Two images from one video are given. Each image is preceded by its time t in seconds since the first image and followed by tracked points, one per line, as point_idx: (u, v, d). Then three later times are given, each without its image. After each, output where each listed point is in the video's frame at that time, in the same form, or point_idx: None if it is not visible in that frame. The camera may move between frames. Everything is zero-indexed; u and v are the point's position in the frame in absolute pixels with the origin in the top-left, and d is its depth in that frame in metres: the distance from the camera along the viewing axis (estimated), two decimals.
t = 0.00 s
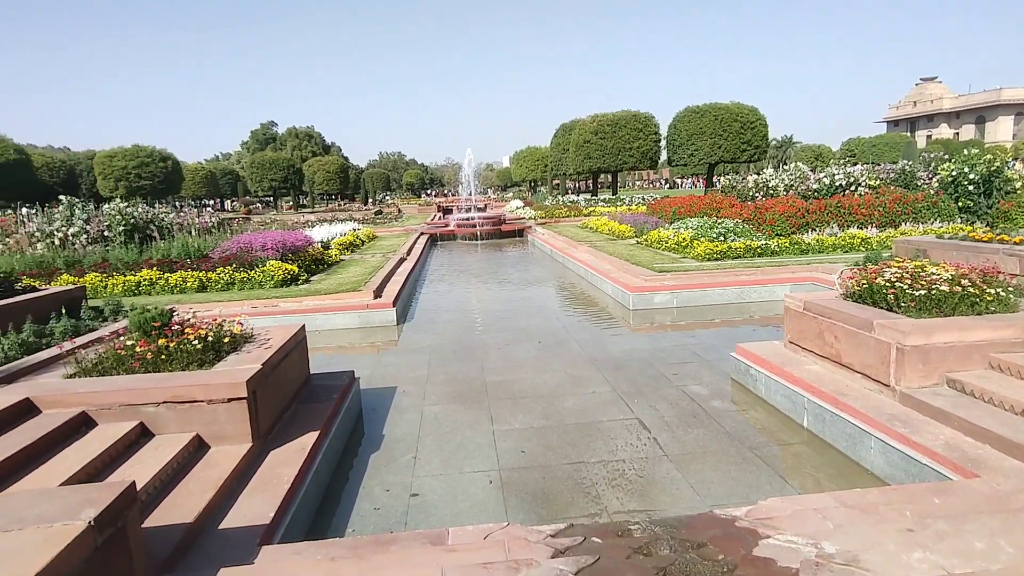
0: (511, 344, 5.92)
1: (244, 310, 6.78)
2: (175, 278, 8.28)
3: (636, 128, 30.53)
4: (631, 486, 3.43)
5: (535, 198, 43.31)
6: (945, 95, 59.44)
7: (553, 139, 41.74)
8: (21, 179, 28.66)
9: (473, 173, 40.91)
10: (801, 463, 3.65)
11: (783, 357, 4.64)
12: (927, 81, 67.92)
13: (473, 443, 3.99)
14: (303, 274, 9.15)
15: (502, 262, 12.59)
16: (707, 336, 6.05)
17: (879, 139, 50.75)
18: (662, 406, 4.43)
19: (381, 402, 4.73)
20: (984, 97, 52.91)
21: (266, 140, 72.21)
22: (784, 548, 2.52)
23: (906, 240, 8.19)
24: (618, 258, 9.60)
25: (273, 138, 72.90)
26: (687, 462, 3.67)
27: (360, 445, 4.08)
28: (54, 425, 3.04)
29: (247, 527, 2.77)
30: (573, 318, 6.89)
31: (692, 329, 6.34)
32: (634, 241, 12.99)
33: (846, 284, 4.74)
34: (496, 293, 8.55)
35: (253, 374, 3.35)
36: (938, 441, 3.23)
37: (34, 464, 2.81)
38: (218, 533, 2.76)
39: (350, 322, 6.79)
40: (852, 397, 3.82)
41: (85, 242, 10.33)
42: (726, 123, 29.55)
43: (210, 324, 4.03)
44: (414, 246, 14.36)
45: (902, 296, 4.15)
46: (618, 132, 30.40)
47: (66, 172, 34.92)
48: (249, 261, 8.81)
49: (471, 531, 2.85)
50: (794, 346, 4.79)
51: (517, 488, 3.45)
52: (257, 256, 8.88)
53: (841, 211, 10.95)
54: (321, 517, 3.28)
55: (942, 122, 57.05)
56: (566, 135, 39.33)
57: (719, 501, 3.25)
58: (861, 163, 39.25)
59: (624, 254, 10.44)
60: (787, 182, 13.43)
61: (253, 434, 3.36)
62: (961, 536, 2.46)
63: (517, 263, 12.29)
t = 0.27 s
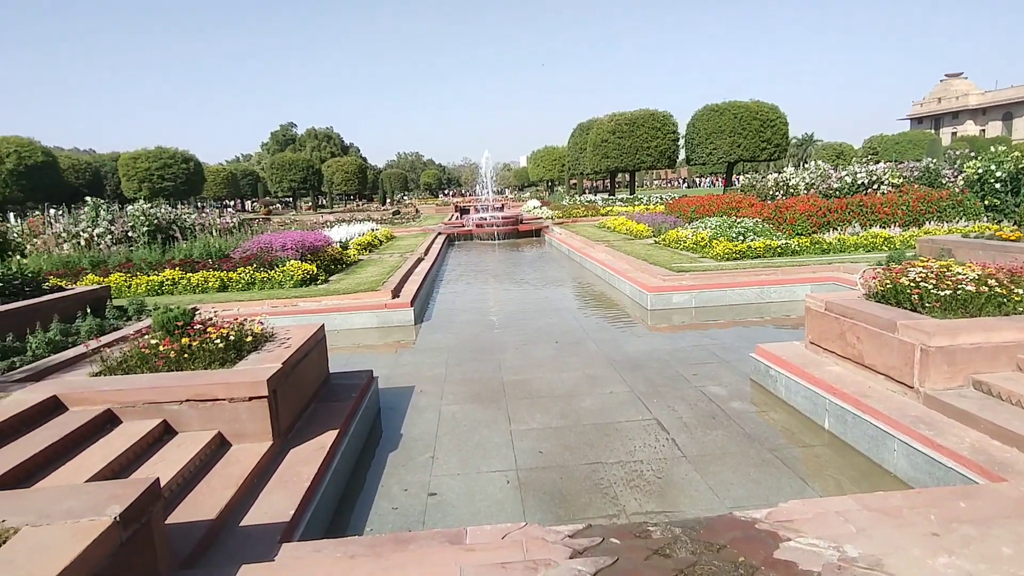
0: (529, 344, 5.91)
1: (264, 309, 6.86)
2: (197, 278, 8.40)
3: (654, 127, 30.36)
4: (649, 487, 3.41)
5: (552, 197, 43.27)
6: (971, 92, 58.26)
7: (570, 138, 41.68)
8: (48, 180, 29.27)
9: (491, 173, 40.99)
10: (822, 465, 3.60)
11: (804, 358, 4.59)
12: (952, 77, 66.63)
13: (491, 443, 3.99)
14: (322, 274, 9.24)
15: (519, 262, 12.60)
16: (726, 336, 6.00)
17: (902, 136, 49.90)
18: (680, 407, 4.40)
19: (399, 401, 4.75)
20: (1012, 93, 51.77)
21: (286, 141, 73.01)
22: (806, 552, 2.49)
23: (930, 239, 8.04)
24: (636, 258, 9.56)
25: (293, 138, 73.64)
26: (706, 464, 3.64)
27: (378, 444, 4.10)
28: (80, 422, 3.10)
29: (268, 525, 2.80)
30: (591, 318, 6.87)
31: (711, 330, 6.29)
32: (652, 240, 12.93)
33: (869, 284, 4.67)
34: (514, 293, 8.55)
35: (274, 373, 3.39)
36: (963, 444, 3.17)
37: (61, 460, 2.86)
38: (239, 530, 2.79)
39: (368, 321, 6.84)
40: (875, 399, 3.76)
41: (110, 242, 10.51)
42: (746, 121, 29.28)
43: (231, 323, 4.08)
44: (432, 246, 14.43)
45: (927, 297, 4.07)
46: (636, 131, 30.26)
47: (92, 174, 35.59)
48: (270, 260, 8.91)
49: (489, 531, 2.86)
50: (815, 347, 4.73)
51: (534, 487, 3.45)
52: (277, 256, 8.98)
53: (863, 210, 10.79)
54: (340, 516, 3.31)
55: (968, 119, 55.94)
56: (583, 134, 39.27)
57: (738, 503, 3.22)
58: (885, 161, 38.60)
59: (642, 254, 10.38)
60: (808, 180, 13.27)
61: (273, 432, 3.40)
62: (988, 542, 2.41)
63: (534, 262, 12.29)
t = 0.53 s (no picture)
0: (541, 342, 5.91)
1: (278, 304, 6.91)
2: (212, 272, 8.47)
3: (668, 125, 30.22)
4: (660, 485, 3.40)
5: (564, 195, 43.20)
6: (990, 91, 57.47)
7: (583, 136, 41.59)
8: (67, 175, 29.62)
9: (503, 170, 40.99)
10: (836, 467, 3.58)
11: (818, 358, 4.55)
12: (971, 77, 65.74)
13: (502, 440, 4.00)
14: (335, 269, 9.28)
15: (531, 259, 12.59)
16: (739, 336, 5.97)
17: (920, 136, 49.32)
18: (693, 406, 4.38)
19: (411, 396, 4.77)
20: None
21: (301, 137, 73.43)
22: (820, 553, 2.48)
23: (948, 240, 7.95)
24: (649, 256, 9.53)
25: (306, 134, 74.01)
26: (718, 463, 3.62)
27: (390, 439, 4.12)
28: (98, 413, 3.14)
29: (281, 517, 2.82)
30: (603, 316, 6.86)
31: (724, 329, 6.26)
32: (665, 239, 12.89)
33: (886, 285, 4.63)
34: (526, 290, 8.56)
35: (287, 367, 3.41)
36: (981, 448, 3.13)
37: (78, 451, 2.90)
38: (253, 522, 2.81)
39: (381, 317, 6.87)
40: (891, 400, 3.72)
41: (127, 236, 10.63)
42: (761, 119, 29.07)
43: (246, 317, 4.11)
44: (444, 243, 14.46)
45: (945, 298, 4.02)
46: (649, 129, 30.13)
47: (109, 169, 35.98)
48: (284, 255, 8.97)
49: (501, 527, 2.87)
50: (830, 348, 4.69)
51: (545, 484, 3.45)
52: (291, 251, 9.04)
53: (879, 210, 10.67)
54: (352, 510, 3.33)
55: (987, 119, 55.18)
56: (597, 132, 39.17)
57: (751, 504, 3.20)
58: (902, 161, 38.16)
59: (655, 252, 10.35)
60: (823, 179, 13.16)
61: (287, 425, 3.43)
62: (1005, 546, 2.38)
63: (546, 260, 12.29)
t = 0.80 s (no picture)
0: (566, 341, 5.89)
1: (306, 303, 7.01)
2: (242, 271, 8.62)
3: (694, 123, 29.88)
4: (688, 486, 3.37)
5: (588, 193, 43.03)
6: None
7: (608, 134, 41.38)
8: (102, 177, 30.40)
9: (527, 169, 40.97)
10: (868, 470, 3.51)
11: (849, 359, 4.47)
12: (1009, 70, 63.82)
13: (528, 438, 4.00)
14: (362, 268, 9.38)
15: (556, 258, 12.57)
16: (768, 336, 5.88)
17: (955, 131, 48.06)
18: (720, 407, 4.33)
19: (437, 395, 4.79)
20: None
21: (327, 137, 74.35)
22: (852, 557, 2.43)
23: (986, 238, 7.72)
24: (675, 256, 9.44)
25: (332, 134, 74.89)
26: (747, 465, 3.57)
27: (417, 437, 4.15)
28: (133, 409, 3.21)
29: (311, 513, 2.86)
30: (629, 315, 6.82)
31: (752, 329, 6.17)
32: (691, 237, 12.76)
33: (921, 284, 4.52)
34: (551, 289, 8.54)
35: (316, 364, 3.46)
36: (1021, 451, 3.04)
37: (115, 445, 2.97)
38: (283, 517, 2.86)
39: (407, 316, 6.92)
40: (925, 402, 3.63)
41: (160, 236, 10.87)
42: (789, 116, 28.60)
43: (276, 315, 4.18)
44: (468, 242, 14.51)
45: (983, 298, 3.91)
46: (675, 127, 29.85)
47: (142, 170, 36.83)
48: (311, 255, 9.09)
49: (528, 526, 2.88)
50: (862, 348, 4.60)
51: (571, 484, 3.44)
52: (319, 251, 9.15)
53: (913, 208, 10.43)
54: (379, 507, 3.36)
55: None
56: (622, 130, 38.94)
57: (781, 506, 3.16)
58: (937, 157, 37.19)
59: (681, 251, 10.26)
60: (854, 177, 12.90)
61: (316, 422, 3.47)
62: None
63: (571, 259, 12.25)
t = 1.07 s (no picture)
0: (585, 340, 5.88)
1: (327, 300, 7.07)
2: (264, 269, 8.73)
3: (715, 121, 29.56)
4: (708, 487, 3.34)
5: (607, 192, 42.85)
6: None
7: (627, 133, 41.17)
8: (129, 175, 30.97)
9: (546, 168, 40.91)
10: (892, 472, 3.45)
11: (873, 360, 4.40)
12: None
13: (546, 437, 4.00)
14: (382, 266, 9.43)
15: (575, 257, 12.54)
16: (790, 336, 5.81)
17: (984, 128, 47.02)
18: (741, 407, 4.29)
19: (456, 392, 4.81)
20: None
21: (348, 136, 74.93)
22: (876, 561, 2.40)
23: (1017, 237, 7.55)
24: (696, 255, 9.37)
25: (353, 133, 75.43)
26: (768, 466, 3.54)
27: (436, 434, 4.17)
28: (159, 403, 3.27)
29: (332, 508, 2.89)
30: (649, 314, 6.78)
31: (773, 329, 6.10)
32: (712, 237, 12.65)
33: (948, 285, 4.43)
34: (570, 288, 8.52)
35: (337, 361, 3.49)
36: None
37: (141, 439, 3.03)
38: (304, 512, 2.89)
39: (426, 313, 6.94)
40: (952, 404, 3.55)
41: (185, 234, 11.03)
42: (813, 113, 28.21)
43: (298, 312, 4.22)
44: (487, 240, 14.54)
45: (1013, 298, 3.81)
46: (696, 125, 29.59)
47: (167, 168, 37.42)
48: (332, 252, 9.17)
49: (546, 524, 2.88)
50: (886, 349, 4.53)
51: (590, 483, 3.44)
52: (339, 249, 9.23)
53: (940, 206, 10.23)
54: (399, 503, 3.38)
55: None
56: (642, 128, 38.71)
57: (803, 508, 3.12)
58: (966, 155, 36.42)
59: (702, 250, 10.18)
60: (879, 175, 12.69)
61: (336, 419, 3.50)
62: None
63: (590, 258, 12.21)
